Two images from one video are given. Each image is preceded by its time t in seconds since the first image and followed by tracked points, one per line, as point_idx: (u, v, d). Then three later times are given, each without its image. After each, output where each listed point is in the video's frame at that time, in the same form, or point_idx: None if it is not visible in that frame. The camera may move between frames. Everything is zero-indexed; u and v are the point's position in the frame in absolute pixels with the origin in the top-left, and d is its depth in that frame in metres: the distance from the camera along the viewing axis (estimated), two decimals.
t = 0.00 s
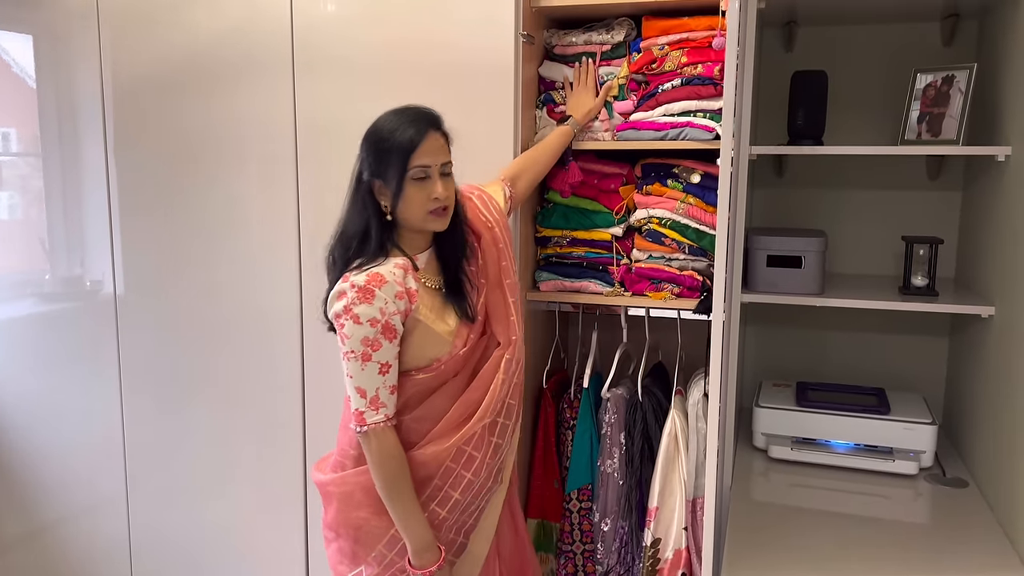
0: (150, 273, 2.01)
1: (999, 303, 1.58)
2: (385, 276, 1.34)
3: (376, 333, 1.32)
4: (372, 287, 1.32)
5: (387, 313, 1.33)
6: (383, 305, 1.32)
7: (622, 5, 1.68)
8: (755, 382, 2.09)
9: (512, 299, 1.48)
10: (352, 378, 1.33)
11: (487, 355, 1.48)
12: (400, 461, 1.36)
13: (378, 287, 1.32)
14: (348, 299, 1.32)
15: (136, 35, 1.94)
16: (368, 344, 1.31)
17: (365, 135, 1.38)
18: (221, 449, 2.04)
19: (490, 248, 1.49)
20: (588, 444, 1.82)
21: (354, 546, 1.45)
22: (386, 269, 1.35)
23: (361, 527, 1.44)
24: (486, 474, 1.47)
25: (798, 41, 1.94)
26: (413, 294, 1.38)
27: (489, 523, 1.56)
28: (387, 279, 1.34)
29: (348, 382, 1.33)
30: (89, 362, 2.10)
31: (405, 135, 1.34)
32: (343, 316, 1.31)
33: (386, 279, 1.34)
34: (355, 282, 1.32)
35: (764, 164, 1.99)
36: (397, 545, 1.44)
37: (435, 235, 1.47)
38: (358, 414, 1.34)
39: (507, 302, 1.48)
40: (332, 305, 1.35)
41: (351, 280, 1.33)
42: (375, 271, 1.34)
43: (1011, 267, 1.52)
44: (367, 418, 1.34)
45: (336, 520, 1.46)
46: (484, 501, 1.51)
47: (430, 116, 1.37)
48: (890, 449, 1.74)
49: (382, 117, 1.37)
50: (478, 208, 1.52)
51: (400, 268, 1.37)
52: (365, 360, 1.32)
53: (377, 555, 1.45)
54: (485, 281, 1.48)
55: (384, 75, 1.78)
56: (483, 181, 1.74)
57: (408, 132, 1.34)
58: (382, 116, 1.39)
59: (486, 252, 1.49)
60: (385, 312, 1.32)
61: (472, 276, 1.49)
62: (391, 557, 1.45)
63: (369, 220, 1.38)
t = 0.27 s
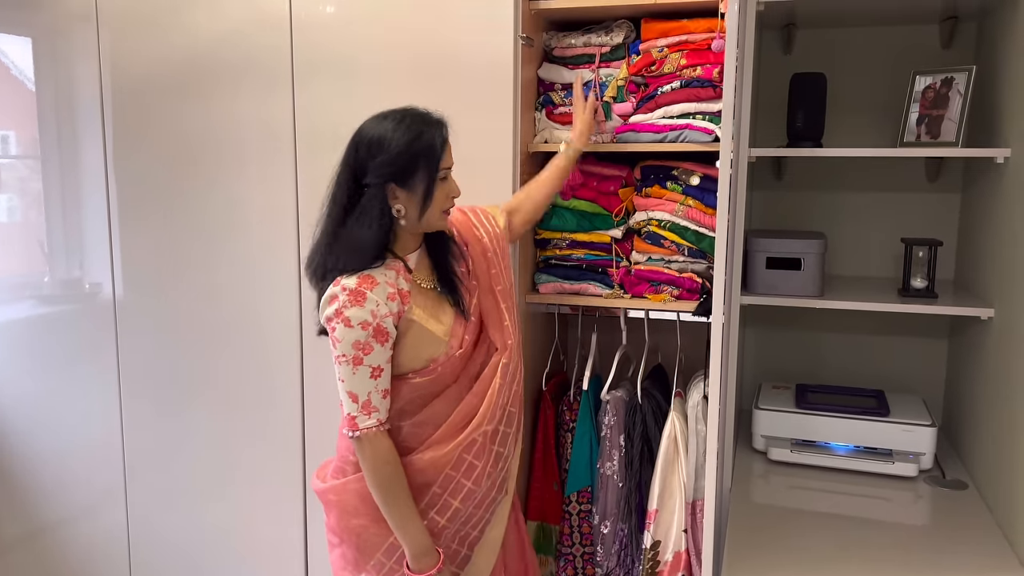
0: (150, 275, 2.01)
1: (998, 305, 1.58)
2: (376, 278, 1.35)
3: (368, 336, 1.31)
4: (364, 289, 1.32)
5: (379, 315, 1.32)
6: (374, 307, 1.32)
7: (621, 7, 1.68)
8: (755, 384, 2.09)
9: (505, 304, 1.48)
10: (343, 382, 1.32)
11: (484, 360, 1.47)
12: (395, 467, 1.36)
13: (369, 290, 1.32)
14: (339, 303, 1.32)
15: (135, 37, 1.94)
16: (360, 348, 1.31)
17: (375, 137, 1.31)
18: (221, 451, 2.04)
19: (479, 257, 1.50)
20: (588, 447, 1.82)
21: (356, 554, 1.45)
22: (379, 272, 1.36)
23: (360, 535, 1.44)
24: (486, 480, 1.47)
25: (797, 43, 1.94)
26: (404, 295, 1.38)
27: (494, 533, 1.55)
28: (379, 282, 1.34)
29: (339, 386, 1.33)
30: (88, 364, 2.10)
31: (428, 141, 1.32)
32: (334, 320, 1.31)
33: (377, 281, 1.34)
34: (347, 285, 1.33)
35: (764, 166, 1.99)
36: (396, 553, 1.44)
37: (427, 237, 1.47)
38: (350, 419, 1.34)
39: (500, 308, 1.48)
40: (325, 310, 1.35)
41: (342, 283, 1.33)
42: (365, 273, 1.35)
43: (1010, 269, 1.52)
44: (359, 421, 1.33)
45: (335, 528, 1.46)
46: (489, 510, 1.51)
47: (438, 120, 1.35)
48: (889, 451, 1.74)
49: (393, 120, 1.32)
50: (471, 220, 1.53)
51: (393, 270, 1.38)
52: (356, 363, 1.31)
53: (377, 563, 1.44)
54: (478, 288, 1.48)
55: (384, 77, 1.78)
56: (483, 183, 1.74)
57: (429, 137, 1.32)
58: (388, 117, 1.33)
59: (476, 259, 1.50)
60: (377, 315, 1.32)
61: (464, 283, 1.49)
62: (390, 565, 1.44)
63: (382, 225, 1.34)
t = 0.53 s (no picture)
0: (149, 276, 2.01)
1: (999, 305, 1.58)
2: (377, 279, 1.35)
3: (371, 338, 1.31)
4: (366, 291, 1.32)
5: (382, 317, 1.32)
6: (377, 309, 1.32)
7: (621, 7, 1.68)
8: (755, 384, 2.09)
9: (504, 320, 1.53)
10: (346, 386, 1.31)
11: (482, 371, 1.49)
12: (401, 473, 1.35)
13: (371, 292, 1.33)
14: (341, 305, 1.32)
15: (135, 38, 1.94)
16: (364, 350, 1.30)
17: (386, 139, 1.31)
18: (221, 452, 2.04)
19: (479, 269, 1.51)
20: (588, 449, 1.82)
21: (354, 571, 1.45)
22: (380, 274, 1.36)
23: (361, 552, 1.44)
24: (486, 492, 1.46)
25: (797, 44, 1.94)
26: (406, 298, 1.38)
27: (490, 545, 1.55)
28: (381, 285, 1.35)
29: (342, 390, 1.31)
30: (88, 365, 2.10)
31: (436, 140, 1.35)
32: (337, 322, 1.31)
33: (379, 283, 1.34)
34: (350, 287, 1.33)
35: (764, 166, 1.98)
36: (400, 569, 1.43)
37: (421, 238, 1.48)
38: (353, 423, 1.32)
39: (500, 325, 1.52)
40: (325, 314, 1.35)
41: (344, 286, 1.34)
42: (365, 275, 1.35)
43: (1010, 269, 1.52)
44: (363, 425, 1.31)
45: (334, 546, 1.46)
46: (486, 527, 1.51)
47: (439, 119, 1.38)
48: (890, 451, 1.74)
49: (401, 121, 1.32)
50: (470, 235, 1.54)
51: (395, 274, 1.39)
52: (359, 366, 1.30)
53: None
54: (476, 302, 1.49)
55: (384, 78, 1.78)
56: (483, 184, 1.74)
57: (437, 136, 1.35)
58: (393, 120, 1.33)
59: (475, 270, 1.51)
60: (380, 317, 1.32)
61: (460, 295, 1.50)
62: None
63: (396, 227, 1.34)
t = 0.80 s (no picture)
0: (150, 275, 2.01)
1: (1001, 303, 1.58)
2: (385, 272, 1.34)
3: (376, 330, 1.31)
4: (374, 283, 1.32)
5: (387, 310, 1.32)
6: (384, 301, 1.32)
7: (622, 5, 1.68)
8: (756, 383, 2.08)
9: (504, 324, 1.52)
10: (347, 376, 1.31)
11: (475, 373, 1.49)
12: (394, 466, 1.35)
13: (379, 283, 1.32)
14: (348, 295, 1.32)
15: (135, 37, 1.93)
16: (367, 341, 1.30)
17: (404, 136, 1.31)
18: (222, 451, 2.04)
19: (486, 274, 1.51)
20: (588, 447, 1.81)
21: (333, 567, 1.45)
22: (388, 266, 1.36)
23: (341, 547, 1.44)
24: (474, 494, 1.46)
25: (799, 41, 1.93)
26: (412, 293, 1.38)
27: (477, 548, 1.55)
28: (388, 277, 1.34)
29: (342, 379, 1.31)
30: (89, 364, 2.10)
31: (454, 137, 1.35)
32: (342, 312, 1.31)
33: (387, 275, 1.34)
34: (357, 278, 1.33)
35: (766, 164, 1.98)
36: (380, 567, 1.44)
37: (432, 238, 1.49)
38: (351, 413, 1.32)
39: (499, 327, 1.50)
40: (330, 303, 1.35)
41: (352, 275, 1.34)
42: (375, 267, 1.35)
43: (1012, 267, 1.52)
44: (361, 416, 1.32)
45: (315, 539, 1.45)
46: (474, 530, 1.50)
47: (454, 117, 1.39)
48: (892, 450, 1.74)
49: (419, 119, 1.32)
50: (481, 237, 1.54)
51: (402, 268, 1.38)
52: (362, 357, 1.30)
53: None
54: (479, 305, 1.49)
55: (384, 76, 1.77)
56: (484, 182, 1.74)
57: (455, 133, 1.35)
58: (410, 117, 1.33)
59: (482, 273, 1.51)
60: (386, 309, 1.32)
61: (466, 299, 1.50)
62: None
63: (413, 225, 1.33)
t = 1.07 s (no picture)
0: (151, 271, 2.01)
1: (1004, 298, 1.57)
2: (381, 280, 1.34)
3: (372, 340, 1.30)
4: (370, 291, 1.32)
5: (383, 319, 1.32)
6: (380, 310, 1.32)
7: None
8: (758, 379, 2.08)
9: (495, 323, 1.53)
10: (343, 386, 1.30)
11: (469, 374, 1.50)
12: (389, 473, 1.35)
13: (375, 292, 1.32)
14: (343, 304, 1.31)
15: (136, 33, 1.93)
16: (364, 351, 1.30)
17: (402, 133, 1.31)
18: (223, 447, 2.04)
19: (472, 271, 1.52)
20: (590, 443, 1.80)
21: (329, 570, 1.45)
22: (382, 274, 1.35)
23: (337, 551, 1.44)
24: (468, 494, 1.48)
25: (801, 36, 1.93)
26: (406, 300, 1.38)
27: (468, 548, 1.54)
28: (383, 285, 1.34)
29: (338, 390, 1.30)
30: (91, 360, 2.10)
31: (452, 136, 1.35)
32: (337, 321, 1.30)
33: (383, 284, 1.34)
34: (352, 286, 1.32)
35: (768, 160, 1.97)
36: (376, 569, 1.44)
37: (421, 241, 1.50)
38: (347, 423, 1.31)
39: (490, 327, 1.52)
40: (322, 310, 1.34)
41: (347, 282, 1.33)
42: (370, 274, 1.34)
43: (1015, 261, 1.51)
44: (357, 426, 1.31)
45: (311, 544, 1.45)
46: (466, 528, 1.52)
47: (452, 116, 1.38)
48: (894, 446, 1.74)
49: (417, 116, 1.32)
50: (464, 232, 1.54)
51: (396, 274, 1.38)
52: (359, 367, 1.30)
53: None
54: (470, 304, 1.50)
55: (385, 72, 1.77)
56: (485, 178, 1.73)
57: (453, 132, 1.35)
58: (409, 115, 1.33)
59: (467, 271, 1.51)
60: (381, 319, 1.32)
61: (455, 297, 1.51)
62: None
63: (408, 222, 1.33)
